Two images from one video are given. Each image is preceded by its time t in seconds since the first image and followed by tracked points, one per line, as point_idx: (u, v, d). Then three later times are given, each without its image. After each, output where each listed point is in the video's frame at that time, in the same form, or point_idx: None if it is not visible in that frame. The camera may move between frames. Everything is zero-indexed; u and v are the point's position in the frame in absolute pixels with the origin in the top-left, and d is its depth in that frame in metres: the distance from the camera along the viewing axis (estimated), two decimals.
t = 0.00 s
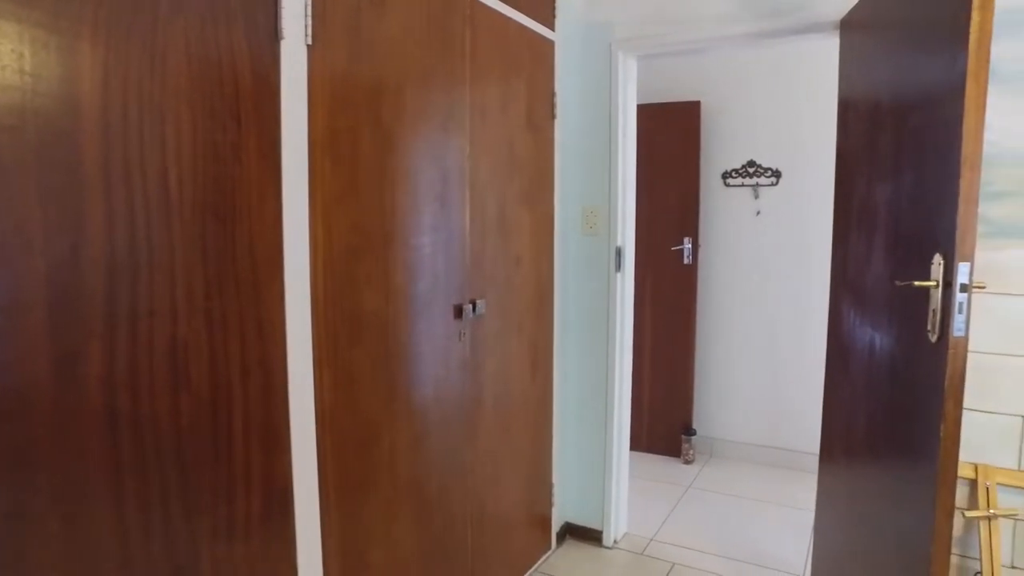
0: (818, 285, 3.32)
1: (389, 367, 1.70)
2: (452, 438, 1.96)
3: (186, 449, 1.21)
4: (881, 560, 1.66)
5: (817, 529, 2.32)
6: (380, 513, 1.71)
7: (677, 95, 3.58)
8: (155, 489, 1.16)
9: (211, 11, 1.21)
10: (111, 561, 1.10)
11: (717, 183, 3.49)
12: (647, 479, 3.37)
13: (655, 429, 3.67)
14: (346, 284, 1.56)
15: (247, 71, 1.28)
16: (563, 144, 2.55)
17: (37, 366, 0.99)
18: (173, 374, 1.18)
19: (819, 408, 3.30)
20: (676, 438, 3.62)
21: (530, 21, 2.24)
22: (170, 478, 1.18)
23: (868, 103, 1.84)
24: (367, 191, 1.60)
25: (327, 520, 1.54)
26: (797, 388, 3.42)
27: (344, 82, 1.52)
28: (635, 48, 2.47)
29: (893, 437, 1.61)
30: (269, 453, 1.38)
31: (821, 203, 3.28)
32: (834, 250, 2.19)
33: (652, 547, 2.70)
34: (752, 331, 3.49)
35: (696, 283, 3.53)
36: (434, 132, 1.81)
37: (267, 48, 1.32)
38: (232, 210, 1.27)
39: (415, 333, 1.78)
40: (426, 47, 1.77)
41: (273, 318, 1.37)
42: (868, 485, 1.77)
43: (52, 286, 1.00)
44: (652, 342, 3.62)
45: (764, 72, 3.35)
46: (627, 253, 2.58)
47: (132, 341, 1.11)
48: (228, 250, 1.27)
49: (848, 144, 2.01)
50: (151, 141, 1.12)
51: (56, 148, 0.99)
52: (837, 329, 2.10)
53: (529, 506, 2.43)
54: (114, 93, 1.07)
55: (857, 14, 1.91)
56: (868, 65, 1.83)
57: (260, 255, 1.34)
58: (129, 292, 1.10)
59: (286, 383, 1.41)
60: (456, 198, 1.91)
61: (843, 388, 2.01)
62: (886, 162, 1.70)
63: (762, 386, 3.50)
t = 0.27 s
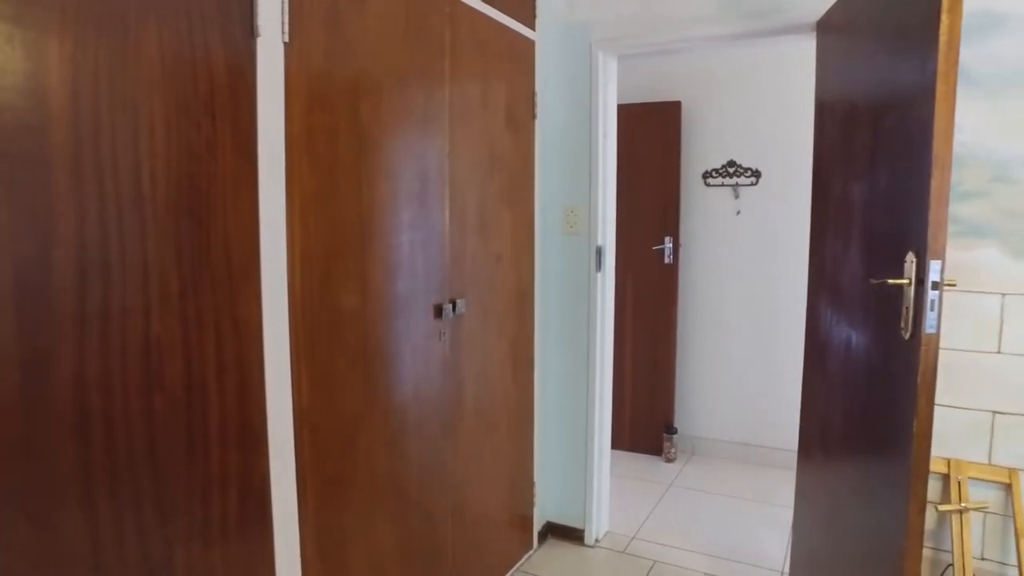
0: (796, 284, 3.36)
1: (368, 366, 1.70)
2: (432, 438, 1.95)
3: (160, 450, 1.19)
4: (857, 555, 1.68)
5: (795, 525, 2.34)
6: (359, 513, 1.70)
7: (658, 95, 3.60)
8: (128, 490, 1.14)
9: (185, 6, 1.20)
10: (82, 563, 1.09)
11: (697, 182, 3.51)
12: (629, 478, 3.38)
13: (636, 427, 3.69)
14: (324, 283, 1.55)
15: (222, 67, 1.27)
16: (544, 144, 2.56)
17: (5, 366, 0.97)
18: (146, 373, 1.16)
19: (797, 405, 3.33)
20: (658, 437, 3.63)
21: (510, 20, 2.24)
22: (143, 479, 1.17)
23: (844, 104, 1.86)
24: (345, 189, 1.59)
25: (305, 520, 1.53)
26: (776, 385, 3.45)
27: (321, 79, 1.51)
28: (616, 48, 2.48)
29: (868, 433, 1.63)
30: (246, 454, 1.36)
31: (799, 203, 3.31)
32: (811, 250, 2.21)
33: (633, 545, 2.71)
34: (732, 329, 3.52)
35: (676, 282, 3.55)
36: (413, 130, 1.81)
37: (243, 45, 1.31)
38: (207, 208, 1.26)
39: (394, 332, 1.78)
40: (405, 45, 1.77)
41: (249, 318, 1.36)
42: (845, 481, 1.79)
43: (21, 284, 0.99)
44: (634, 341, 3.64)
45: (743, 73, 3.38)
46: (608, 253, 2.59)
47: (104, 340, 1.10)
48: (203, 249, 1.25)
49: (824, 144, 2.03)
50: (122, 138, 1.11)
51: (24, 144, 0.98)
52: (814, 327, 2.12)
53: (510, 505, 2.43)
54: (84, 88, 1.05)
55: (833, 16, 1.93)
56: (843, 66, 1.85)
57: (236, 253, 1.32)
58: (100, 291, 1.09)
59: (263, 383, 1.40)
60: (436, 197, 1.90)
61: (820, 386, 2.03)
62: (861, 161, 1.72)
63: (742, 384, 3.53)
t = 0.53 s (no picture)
0: (775, 283, 3.39)
1: (347, 365, 1.68)
2: (412, 437, 1.95)
3: (133, 450, 1.18)
4: (834, 550, 1.70)
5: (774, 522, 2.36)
6: (339, 514, 1.69)
7: (638, 95, 3.61)
8: (100, 491, 1.13)
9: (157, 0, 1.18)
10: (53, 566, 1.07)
11: (678, 182, 3.53)
12: (611, 476, 3.40)
13: (618, 426, 3.70)
14: (302, 281, 1.53)
15: (197, 62, 1.25)
16: (525, 143, 2.56)
17: None
18: (118, 373, 1.15)
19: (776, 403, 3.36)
20: (639, 435, 3.65)
21: (490, 18, 2.24)
22: (115, 480, 1.15)
23: (820, 104, 1.88)
24: (323, 188, 1.58)
25: (283, 522, 1.52)
26: (756, 383, 3.48)
27: (299, 76, 1.50)
28: (596, 47, 2.48)
29: (845, 429, 1.65)
30: (222, 454, 1.35)
31: (778, 202, 3.34)
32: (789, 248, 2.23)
33: (615, 543, 2.71)
34: (713, 328, 3.54)
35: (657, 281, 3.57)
36: (392, 129, 1.80)
37: (218, 40, 1.29)
38: (182, 205, 1.24)
39: (374, 331, 1.77)
40: (383, 43, 1.76)
41: (226, 317, 1.34)
42: (821, 477, 1.81)
43: None
44: (615, 340, 3.65)
45: (722, 73, 3.40)
46: (588, 251, 2.60)
47: (74, 339, 1.08)
48: (178, 247, 1.24)
49: (801, 144, 2.05)
50: (93, 134, 1.09)
51: None
52: (792, 325, 2.14)
53: (492, 504, 2.43)
54: (52, 84, 1.03)
55: (809, 17, 1.95)
56: (819, 66, 1.87)
57: (212, 251, 1.30)
58: (70, 289, 1.07)
59: (240, 383, 1.38)
60: (415, 196, 1.90)
61: (798, 384, 2.05)
62: (837, 160, 1.74)
63: (722, 382, 3.55)
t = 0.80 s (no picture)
0: (755, 281, 3.42)
1: (328, 364, 1.67)
2: (393, 436, 1.94)
3: (108, 450, 1.16)
4: (813, 545, 1.72)
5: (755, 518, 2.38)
6: (319, 513, 1.67)
7: (619, 94, 3.62)
8: (73, 492, 1.11)
9: None
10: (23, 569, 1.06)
11: (660, 180, 3.55)
12: (594, 474, 3.40)
13: (600, 424, 3.71)
14: (281, 279, 1.52)
15: (173, 57, 1.24)
16: (506, 141, 2.55)
17: None
18: (91, 372, 1.13)
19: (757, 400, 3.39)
20: (622, 433, 3.66)
21: (471, 15, 2.23)
22: (89, 481, 1.13)
23: (798, 103, 1.89)
24: (302, 185, 1.56)
25: (263, 522, 1.50)
26: (737, 380, 3.51)
27: (277, 72, 1.48)
28: (577, 46, 2.49)
29: (823, 424, 1.66)
30: (200, 454, 1.33)
31: (758, 201, 3.37)
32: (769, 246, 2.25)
33: (598, 541, 2.72)
34: (694, 325, 3.56)
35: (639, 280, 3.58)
36: (372, 126, 1.78)
37: (194, 34, 1.28)
38: (158, 202, 1.22)
39: (354, 330, 1.75)
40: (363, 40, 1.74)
41: (203, 315, 1.33)
42: (801, 472, 1.83)
43: None
44: (597, 338, 3.66)
45: (703, 72, 3.42)
46: (570, 249, 2.60)
47: (44, 338, 1.07)
48: (153, 244, 1.22)
49: (780, 142, 2.07)
50: (64, 129, 1.07)
51: None
52: (772, 322, 2.16)
53: (475, 503, 2.43)
54: (19, 78, 1.02)
55: (787, 16, 1.96)
56: (798, 65, 1.88)
57: (188, 248, 1.29)
58: (39, 286, 1.05)
59: (218, 383, 1.37)
60: (396, 193, 1.89)
61: (778, 380, 2.07)
62: (816, 158, 1.75)
63: (704, 379, 3.58)
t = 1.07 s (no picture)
0: (737, 279, 3.44)
1: (309, 363, 1.66)
2: (376, 435, 1.93)
3: (83, 450, 1.14)
4: (793, 540, 1.73)
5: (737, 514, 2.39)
6: (301, 513, 1.66)
7: (603, 93, 3.63)
8: (46, 493, 1.09)
9: None
10: None
11: (643, 179, 3.56)
12: (578, 473, 3.41)
13: (584, 423, 3.71)
14: (261, 278, 1.51)
15: (150, 53, 1.22)
16: (490, 139, 2.55)
17: None
18: (66, 371, 1.12)
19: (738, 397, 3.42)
20: (606, 431, 3.67)
21: (454, 14, 2.23)
22: (64, 482, 1.12)
23: (778, 102, 1.91)
24: (283, 183, 1.55)
25: (243, 522, 1.49)
26: (720, 379, 3.53)
27: (257, 69, 1.47)
28: (560, 45, 2.49)
29: (803, 421, 1.68)
30: (178, 454, 1.32)
31: (740, 200, 3.39)
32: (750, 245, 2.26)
33: (582, 539, 2.73)
34: (677, 324, 3.58)
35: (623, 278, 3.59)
36: (354, 124, 1.78)
37: (171, 30, 1.26)
38: (135, 199, 1.21)
39: (336, 328, 1.75)
40: (344, 37, 1.73)
41: (182, 314, 1.31)
42: (781, 468, 1.84)
43: None
44: (581, 337, 3.66)
45: (686, 72, 3.44)
46: (553, 248, 2.60)
47: (17, 336, 1.05)
48: (130, 242, 1.20)
49: (761, 141, 2.08)
50: (37, 125, 1.06)
51: None
52: (753, 320, 2.17)
53: (458, 502, 2.42)
54: None
55: (768, 16, 1.98)
56: (777, 65, 1.90)
57: (166, 246, 1.28)
58: (12, 284, 1.04)
59: (197, 382, 1.36)
60: (378, 192, 1.88)
61: (759, 377, 2.08)
62: (795, 157, 1.77)
63: (687, 378, 3.60)
